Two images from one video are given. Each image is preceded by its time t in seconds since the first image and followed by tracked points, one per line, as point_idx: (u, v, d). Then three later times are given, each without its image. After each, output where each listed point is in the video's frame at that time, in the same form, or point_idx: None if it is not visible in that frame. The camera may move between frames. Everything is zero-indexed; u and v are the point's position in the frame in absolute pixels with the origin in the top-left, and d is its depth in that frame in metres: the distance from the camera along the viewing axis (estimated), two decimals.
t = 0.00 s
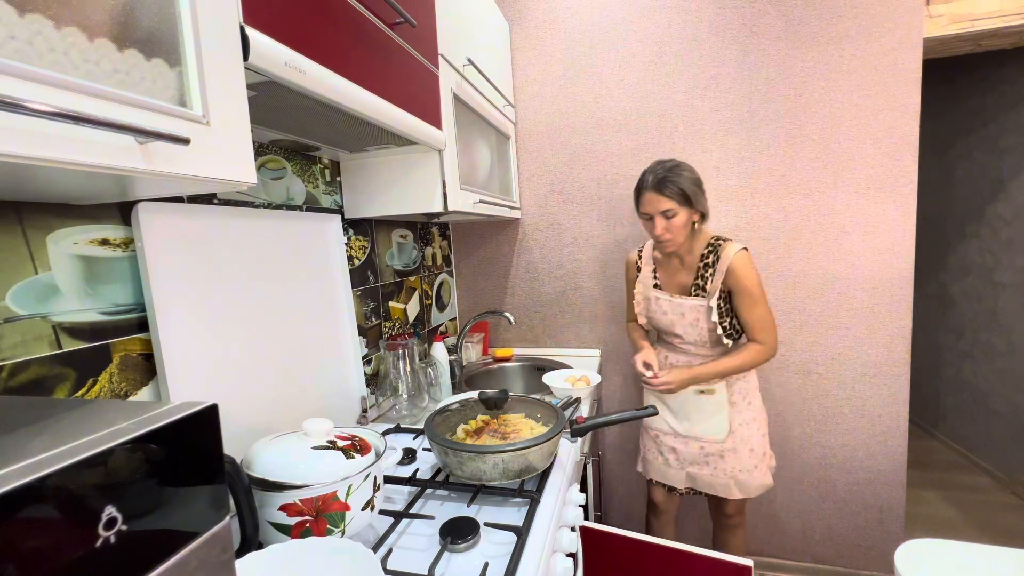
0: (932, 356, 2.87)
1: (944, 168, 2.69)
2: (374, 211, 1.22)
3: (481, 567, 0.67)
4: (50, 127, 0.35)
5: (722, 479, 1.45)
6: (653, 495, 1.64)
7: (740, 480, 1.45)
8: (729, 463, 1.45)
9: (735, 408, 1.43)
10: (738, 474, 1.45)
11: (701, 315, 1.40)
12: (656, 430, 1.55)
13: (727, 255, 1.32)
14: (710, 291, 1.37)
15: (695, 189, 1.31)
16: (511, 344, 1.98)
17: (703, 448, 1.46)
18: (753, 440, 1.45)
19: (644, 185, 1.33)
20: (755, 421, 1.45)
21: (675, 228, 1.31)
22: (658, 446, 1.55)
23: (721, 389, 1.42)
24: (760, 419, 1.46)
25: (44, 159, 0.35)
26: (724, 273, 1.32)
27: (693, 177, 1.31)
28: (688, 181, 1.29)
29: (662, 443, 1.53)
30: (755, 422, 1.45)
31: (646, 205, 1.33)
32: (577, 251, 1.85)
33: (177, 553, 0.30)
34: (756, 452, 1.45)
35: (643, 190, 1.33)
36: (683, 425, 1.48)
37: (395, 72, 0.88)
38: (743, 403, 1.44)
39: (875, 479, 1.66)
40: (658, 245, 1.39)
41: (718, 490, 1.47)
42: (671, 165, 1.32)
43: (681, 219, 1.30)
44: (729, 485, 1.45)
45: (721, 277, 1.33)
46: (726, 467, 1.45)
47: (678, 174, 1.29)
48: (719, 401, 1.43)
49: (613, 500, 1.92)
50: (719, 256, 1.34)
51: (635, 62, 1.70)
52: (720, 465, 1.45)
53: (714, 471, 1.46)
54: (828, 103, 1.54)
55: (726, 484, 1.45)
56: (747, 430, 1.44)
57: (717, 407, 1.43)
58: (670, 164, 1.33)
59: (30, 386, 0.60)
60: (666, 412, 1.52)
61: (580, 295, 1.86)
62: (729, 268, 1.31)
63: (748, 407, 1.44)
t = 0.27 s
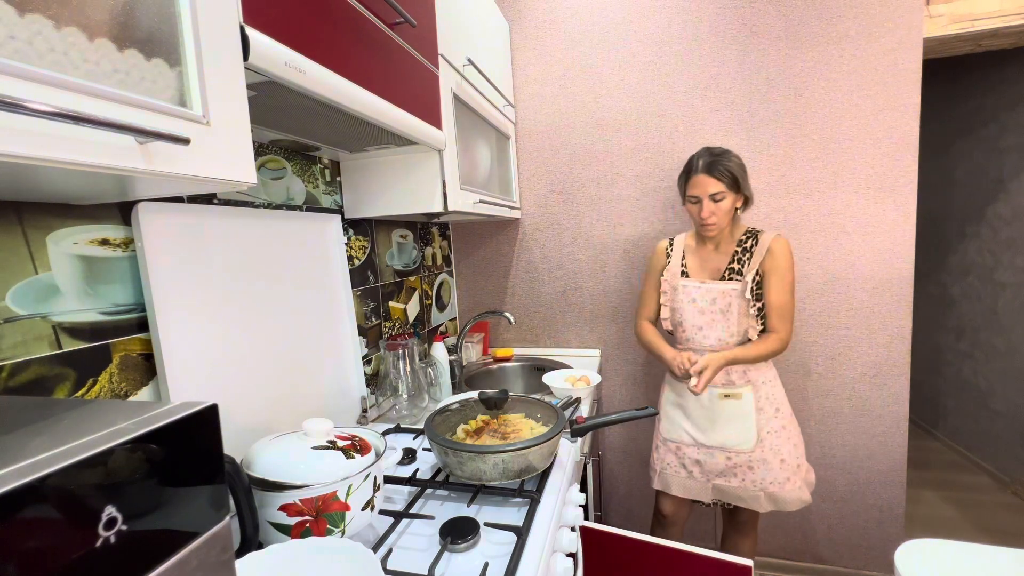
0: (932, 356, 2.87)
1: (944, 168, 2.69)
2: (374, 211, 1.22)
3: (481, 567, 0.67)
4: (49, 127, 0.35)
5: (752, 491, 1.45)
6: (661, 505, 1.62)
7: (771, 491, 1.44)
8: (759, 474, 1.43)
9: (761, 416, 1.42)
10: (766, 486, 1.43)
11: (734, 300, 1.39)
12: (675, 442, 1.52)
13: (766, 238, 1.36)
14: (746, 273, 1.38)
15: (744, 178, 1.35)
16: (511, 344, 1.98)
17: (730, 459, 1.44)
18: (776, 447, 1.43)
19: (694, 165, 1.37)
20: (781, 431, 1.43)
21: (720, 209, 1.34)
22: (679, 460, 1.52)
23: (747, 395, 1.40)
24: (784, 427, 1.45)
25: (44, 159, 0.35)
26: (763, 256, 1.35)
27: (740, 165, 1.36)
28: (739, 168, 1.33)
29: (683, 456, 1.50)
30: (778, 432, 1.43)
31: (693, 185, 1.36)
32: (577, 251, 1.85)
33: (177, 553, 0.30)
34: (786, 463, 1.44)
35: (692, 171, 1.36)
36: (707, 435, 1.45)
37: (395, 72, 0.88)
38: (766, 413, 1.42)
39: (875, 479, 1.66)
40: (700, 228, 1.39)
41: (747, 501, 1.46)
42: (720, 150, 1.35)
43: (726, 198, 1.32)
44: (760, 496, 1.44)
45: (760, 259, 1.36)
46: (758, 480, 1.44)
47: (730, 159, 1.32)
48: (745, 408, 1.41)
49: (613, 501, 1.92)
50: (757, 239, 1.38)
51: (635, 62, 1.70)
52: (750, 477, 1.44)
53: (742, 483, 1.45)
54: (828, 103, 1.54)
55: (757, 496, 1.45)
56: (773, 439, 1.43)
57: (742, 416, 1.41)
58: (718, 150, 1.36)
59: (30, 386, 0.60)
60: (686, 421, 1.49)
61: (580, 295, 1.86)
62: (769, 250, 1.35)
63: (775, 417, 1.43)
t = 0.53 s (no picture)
0: (932, 356, 2.87)
1: (944, 169, 2.69)
2: (374, 211, 1.22)
3: (481, 567, 0.67)
4: (50, 127, 0.35)
5: (744, 490, 1.44)
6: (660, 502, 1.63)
7: (763, 490, 1.43)
8: (752, 475, 1.43)
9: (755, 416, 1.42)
10: (758, 485, 1.43)
11: (730, 306, 1.38)
12: (671, 441, 1.53)
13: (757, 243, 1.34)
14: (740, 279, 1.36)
15: (724, 185, 1.31)
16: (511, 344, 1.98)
17: (724, 458, 1.44)
18: (772, 447, 1.43)
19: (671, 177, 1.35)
20: (775, 431, 1.43)
21: (701, 222, 1.33)
22: (674, 458, 1.53)
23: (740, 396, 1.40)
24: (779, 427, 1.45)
25: (44, 158, 0.35)
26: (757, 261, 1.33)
27: (720, 168, 1.31)
28: (717, 175, 1.29)
29: (678, 455, 1.51)
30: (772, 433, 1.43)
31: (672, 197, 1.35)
32: (577, 251, 1.85)
33: (177, 552, 0.30)
34: (778, 462, 1.44)
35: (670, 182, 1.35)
36: (701, 435, 1.46)
37: (395, 72, 0.88)
38: (762, 414, 1.42)
39: (875, 479, 1.66)
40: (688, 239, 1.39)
41: (738, 501, 1.46)
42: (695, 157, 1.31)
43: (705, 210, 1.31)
44: (752, 496, 1.44)
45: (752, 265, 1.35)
46: (751, 479, 1.43)
47: (704, 168, 1.29)
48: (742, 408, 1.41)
49: (612, 501, 1.92)
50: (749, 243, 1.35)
51: (635, 62, 1.70)
52: (742, 477, 1.44)
53: (735, 482, 1.45)
54: (828, 102, 1.54)
55: (749, 496, 1.44)
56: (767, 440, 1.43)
57: (737, 417, 1.41)
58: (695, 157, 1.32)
59: (30, 386, 0.60)
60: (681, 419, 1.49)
61: (580, 295, 1.86)
62: (759, 257, 1.33)
63: (769, 418, 1.43)
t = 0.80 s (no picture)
0: (932, 355, 2.87)
1: (944, 168, 2.69)
2: (373, 211, 1.22)
3: (481, 567, 0.67)
4: (50, 127, 0.35)
5: (762, 466, 1.51)
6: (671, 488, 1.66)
7: (777, 463, 1.51)
8: (766, 452, 1.50)
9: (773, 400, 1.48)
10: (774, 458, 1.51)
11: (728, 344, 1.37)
12: (691, 432, 1.52)
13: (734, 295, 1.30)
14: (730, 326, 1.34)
15: (664, 272, 1.21)
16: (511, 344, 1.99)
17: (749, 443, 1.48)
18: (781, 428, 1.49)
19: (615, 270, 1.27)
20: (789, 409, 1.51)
21: (657, 309, 1.27)
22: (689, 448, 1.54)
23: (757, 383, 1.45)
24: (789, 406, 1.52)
25: (44, 159, 0.35)
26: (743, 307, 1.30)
27: (662, 247, 1.21)
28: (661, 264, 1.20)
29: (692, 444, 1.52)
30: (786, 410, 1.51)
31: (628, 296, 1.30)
32: (577, 251, 1.85)
33: (177, 552, 0.30)
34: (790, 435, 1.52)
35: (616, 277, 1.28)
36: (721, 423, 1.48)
37: (395, 72, 0.88)
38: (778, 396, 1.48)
39: (875, 479, 1.66)
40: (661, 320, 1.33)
41: (755, 474, 1.53)
42: (628, 246, 1.21)
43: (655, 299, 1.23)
44: (769, 470, 1.52)
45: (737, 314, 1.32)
46: (772, 456, 1.50)
47: (642, 260, 1.18)
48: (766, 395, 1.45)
49: (613, 500, 1.92)
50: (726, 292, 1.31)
51: (635, 62, 1.70)
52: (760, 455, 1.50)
53: (756, 460, 1.51)
54: (829, 102, 1.54)
55: (767, 469, 1.52)
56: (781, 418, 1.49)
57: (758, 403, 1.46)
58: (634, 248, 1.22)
59: (30, 386, 0.60)
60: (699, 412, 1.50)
61: (580, 295, 1.86)
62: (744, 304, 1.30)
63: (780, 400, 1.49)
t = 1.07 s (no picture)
0: (932, 355, 2.87)
1: (944, 168, 2.69)
2: (374, 211, 1.22)
3: (481, 567, 0.67)
4: (51, 127, 0.35)
5: (675, 476, 1.46)
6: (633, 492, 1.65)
7: (693, 477, 1.45)
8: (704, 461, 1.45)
9: (684, 409, 1.43)
10: (689, 472, 1.45)
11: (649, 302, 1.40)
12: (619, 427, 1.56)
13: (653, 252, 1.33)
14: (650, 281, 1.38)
15: (609, 202, 1.32)
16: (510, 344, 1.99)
17: (657, 447, 1.46)
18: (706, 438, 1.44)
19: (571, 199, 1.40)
20: (706, 422, 1.45)
21: (599, 234, 1.38)
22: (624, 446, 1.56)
23: (670, 388, 1.43)
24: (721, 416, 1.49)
25: (44, 159, 0.35)
26: (657, 265, 1.33)
27: (609, 182, 1.32)
28: (597, 198, 1.32)
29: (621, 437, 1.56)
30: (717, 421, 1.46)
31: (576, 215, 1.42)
32: (577, 251, 1.84)
33: (177, 553, 0.30)
34: (708, 451, 1.45)
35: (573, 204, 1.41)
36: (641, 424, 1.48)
37: (395, 72, 0.88)
38: (691, 406, 1.43)
39: (875, 479, 1.66)
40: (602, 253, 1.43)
41: (673, 488, 1.47)
42: (584, 176, 1.34)
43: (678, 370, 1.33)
44: (683, 483, 1.46)
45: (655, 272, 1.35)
46: (679, 466, 1.45)
47: (593, 184, 1.32)
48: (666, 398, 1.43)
49: (612, 501, 1.92)
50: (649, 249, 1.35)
51: (635, 62, 1.70)
52: (673, 463, 1.45)
53: (668, 469, 1.46)
54: (829, 102, 1.54)
55: (680, 482, 1.46)
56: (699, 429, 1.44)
57: (667, 408, 1.44)
58: (585, 177, 1.35)
59: (30, 386, 0.60)
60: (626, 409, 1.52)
61: (580, 295, 1.86)
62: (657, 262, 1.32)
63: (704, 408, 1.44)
